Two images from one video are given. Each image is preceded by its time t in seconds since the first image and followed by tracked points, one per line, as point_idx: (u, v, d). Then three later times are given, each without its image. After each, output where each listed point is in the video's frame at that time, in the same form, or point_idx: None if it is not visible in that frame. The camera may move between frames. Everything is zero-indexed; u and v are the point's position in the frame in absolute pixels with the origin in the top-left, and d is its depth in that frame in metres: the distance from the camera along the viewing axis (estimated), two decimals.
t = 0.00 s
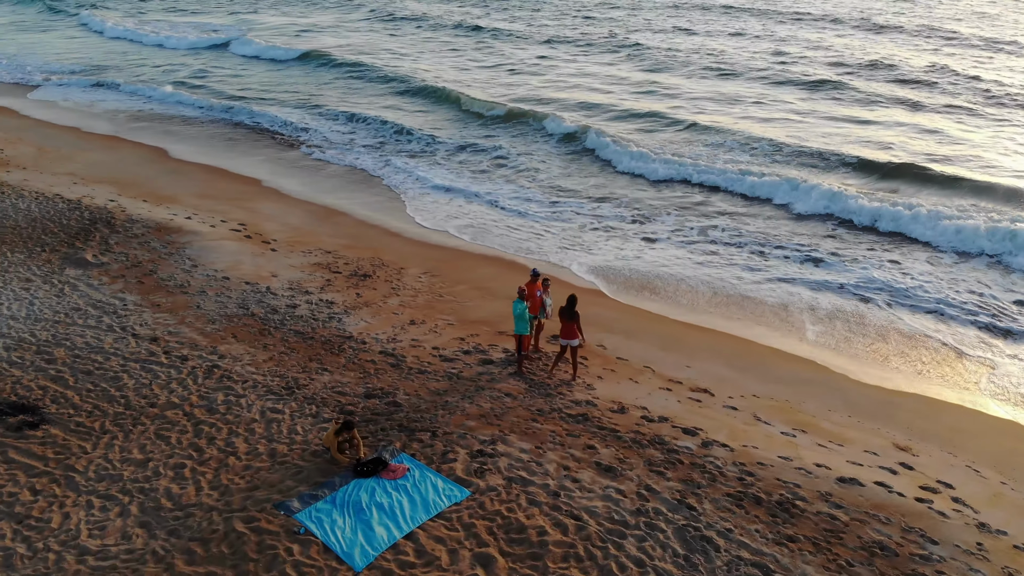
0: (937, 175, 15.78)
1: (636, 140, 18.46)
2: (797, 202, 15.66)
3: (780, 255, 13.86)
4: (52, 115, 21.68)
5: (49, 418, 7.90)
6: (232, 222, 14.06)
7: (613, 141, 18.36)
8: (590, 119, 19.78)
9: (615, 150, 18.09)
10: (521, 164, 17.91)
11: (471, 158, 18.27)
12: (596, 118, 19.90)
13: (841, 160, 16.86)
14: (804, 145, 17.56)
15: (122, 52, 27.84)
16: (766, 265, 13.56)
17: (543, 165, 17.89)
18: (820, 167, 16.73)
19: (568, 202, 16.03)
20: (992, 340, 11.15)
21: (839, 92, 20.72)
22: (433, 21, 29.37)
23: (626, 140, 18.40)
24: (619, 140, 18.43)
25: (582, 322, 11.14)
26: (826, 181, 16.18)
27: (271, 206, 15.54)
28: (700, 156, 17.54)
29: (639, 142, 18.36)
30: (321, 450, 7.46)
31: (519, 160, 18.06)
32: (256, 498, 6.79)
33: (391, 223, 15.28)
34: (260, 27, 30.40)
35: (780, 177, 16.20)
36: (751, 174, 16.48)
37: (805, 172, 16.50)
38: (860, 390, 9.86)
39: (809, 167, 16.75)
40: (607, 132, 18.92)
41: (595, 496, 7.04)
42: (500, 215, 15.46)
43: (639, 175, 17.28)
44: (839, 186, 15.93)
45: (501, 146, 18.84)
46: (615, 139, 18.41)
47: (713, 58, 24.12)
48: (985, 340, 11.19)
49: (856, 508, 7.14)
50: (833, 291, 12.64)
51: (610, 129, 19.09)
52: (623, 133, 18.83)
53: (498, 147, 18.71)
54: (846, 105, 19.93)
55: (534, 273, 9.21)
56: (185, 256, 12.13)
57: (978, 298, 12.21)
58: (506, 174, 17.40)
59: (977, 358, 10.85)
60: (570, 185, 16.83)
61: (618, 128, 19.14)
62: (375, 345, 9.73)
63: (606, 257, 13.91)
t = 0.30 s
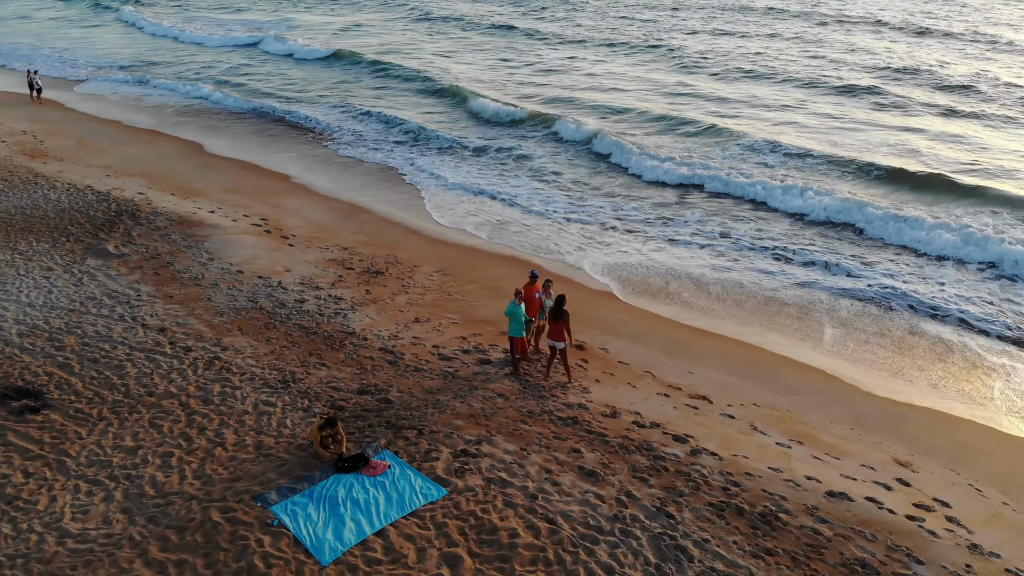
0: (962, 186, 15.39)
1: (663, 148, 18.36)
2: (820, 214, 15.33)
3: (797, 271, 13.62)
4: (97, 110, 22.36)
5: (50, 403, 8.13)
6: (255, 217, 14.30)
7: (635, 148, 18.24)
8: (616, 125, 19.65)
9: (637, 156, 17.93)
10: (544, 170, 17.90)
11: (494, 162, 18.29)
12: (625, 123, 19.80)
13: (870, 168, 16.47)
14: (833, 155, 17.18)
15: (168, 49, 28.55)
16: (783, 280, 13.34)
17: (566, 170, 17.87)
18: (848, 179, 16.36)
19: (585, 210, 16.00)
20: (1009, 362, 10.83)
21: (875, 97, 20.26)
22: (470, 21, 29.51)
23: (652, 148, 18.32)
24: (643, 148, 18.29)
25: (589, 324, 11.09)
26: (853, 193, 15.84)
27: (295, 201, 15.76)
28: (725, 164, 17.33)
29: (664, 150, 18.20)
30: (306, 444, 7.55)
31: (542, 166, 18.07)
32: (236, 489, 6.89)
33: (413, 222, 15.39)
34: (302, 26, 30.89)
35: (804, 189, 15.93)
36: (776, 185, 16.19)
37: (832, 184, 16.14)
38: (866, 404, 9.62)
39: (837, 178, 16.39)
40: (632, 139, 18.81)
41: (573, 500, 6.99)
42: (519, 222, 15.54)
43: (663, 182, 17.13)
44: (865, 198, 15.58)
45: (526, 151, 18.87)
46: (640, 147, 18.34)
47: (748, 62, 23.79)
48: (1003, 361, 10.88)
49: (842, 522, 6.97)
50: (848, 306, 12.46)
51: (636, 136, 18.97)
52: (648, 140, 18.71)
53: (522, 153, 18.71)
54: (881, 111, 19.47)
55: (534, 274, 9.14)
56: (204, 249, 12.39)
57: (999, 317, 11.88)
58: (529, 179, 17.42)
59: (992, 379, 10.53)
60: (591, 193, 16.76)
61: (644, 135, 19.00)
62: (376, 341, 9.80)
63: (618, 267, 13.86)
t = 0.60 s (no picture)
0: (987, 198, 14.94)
1: (692, 152, 18.16)
2: (845, 225, 14.97)
3: (816, 284, 13.32)
4: (142, 105, 22.98)
5: (56, 387, 8.38)
6: (280, 211, 14.53)
7: (663, 153, 18.11)
8: (645, 130, 19.49)
9: (665, 161, 17.80)
10: (569, 175, 17.86)
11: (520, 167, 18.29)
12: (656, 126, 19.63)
13: (901, 177, 15.98)
14: (864, 163, 16.77)
15: (215, 46, 29.22)
16: (800, 293, 13.08)
17: (591, 176, 17.81)
18: (877, 189, 15.94)
19: (606, 217, 15.94)
20: None
21: (915, 104, 19.75)
22: (511, 21, 29.56)
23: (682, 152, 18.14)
24: (670, 154, 18.12)
25: (597, 326, 11.02)
26: (879, 204, 15.41)
27: (321, 196, 15.97)
28: (754, 171, 17.08)
29: (691, 156, 17.99)
30: (293, 437, 7.65)
31: (567, 172, 18.02)
32: (219, 478, 7.02)
33: (435, 220, 15.48)
34: (346, 24, 31.31)
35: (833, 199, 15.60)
36: (802, 194, 15.88)
37: (860, 196, 15.75)
38: (874, 417, 9.38)
39: (865, 189, 16.00)
40: (661, 145, 18.66)
41: (550, 503, 6.95)
42: (540, 225, 15.55)
43: (687, 188, 16.93)
44: (891, 210, 15.14)
45: (553, 156, 18.84)
46: (670, 151, 18.18)
47: (787, 65, 23.37)
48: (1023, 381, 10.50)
49: (824, 537, 6.80)
50: (866, 320, 12.19)
51: (667, 141, 18.80)
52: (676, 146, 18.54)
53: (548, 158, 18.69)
54: (920, 118, 18.96)
55: (529, 274, 9.07)
56: (224, 242, 12.64)
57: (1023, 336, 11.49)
58: (552, 186, 17.40)
59: (1011, 397, 10.18)
60: (614, 200, 16.67)
61: (673, 142, 18.82)
62: (378, 337, 9.89)
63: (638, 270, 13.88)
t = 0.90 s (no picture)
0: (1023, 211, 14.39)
1: (725, 156, 17.89)
2: (870, 233, 14.52)
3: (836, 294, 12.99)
4: (188, 99, 23.55)
5: (64, 371, 8.65)
6: (306, 206, 14.75)
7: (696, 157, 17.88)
8: (677, 134, 19.25)
9: (696, 164, 17.56)
10: (597, 176, 17.75)
11: (546, 168, 18.24)
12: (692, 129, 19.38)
13: (934, 185, 15.47)
14: (897, 172, 16.31)
15: (264, 43, 29.79)
16: (821, 302, 12.79)
17: (619, 177, 17.70)
18: (907, 199, 15.49)
19: (629, 220, 15.82)
20: None
21: (961, 113, 19.12)
22: (555, 22, 29.47)
23: (715, 156, 17.91)
24: (700, 158, 17.88)
25: (605, 329, 10.94)
26: (910, 214, 14.96)
27: (349, 192, 16.16)
28: (786, 176, 16.74)
29: (721, 160, 17.73)
30: (283, 430, 7.77)
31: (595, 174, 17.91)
32: (205, 466, 7.16)
33: (459, 219, 15.54)
34: (393, 23, 31.60)
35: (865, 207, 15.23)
36: (831, 202, 15.52)
37: (890, 206, 15.31)
38: (883, 432, 9.13)
39: (897, 198, 15.57)
40: (694, 148, 18.42)
41: (528, 505, 6.93)
42: (564, 227, 15.51)
43: (712, 192, 16.65)
44: (924, 220, 14.68)
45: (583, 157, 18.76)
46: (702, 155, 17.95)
47: (832, 69, 22.83)
48: None
49: (805, 551, 6.64)
50: (888, 333, 11.85)
51: (700, 145, 18.56)
52: (708, 149, 18.30)
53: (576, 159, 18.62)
54: (963, 126, 18.39)
55: (529, 274, 9.19)
56: (246, 235, 12.88)
57: None
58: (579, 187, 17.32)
59: None
60: (640, 203, 16.50)
61: (705, 145, 18.56)
62: (383, 333, 9.97)
63: (659, 274, 13.77)
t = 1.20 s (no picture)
0: None
1: (759, 161, 17.54)
2: (899, 242, 14.07)
3: (857, 308, 12.65)
4: (234, 94, 24.06)
5: (75, 357, 8.92)
6: (333, 200, 14.93)
7: (729, 162, 17.59)
8: (712, 136, 18.96)
9: (729, 169, 17.27)
10: (626, 180, 17.60)
11: (573, 169, 18.15)
12: (728, 132, 19.05)
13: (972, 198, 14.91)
14: (936, 181, 15.82)
15: (313, 41, 30.28)
16: (843, 315, 12.46)
17: (647, 181, 17.49)
18: (942, 209, 14.99)
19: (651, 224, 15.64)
20: None
21: (1010, 122, 18.43)
22: (601, 22, 29.29)
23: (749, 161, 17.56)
24: (733, 162, 17.60)
25: (614, 331, 10.83)
26: (946, 225, 14.48)
27: (378, 188, 16.31)
28: (821, 182, 16.35)
29: (754, 164, 17.42)
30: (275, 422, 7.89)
31: (626, 176, 17.75)
32: (194, 454, 7.32)
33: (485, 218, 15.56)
34: (440, 22, 31.79)
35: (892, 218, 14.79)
36: (864, 210, 15.11)
37: (925, 215, 14.83)
38: (890, 447, 8.86)
39: (934, 207, 15.07)
40: (728, 152, 18.12)
41: (505, 506, 6.91)
42: (589, 229, 15.41)
43: (740, 196, 16.31)
44: (959, 232, 14.20)
45: (613, 159, 18.61)
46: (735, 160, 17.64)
47: (879, 73, 22.21)
48: None
49: (784, 566, 6.49)
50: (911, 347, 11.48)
51: (735, 148, 18.24)
52: (742, 153, 17.98)
53: (603, 161, 18.47)
54: (1013, 137, 17.75)
55: (534, 274, 9.16)
56: (269, 228, 13.10)
57: None
58: (606, 190, 17.18)
59: None
60: (666, 207, 16.30)
61: (740, 148, 18.23)
62: (388, 328, 10.04)
63: (678, 281, 13.59)
